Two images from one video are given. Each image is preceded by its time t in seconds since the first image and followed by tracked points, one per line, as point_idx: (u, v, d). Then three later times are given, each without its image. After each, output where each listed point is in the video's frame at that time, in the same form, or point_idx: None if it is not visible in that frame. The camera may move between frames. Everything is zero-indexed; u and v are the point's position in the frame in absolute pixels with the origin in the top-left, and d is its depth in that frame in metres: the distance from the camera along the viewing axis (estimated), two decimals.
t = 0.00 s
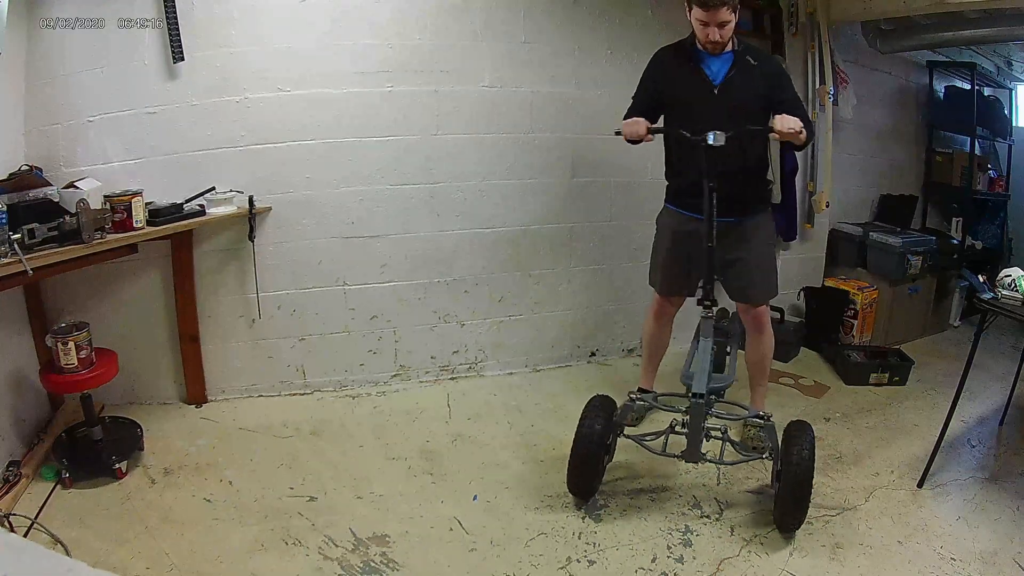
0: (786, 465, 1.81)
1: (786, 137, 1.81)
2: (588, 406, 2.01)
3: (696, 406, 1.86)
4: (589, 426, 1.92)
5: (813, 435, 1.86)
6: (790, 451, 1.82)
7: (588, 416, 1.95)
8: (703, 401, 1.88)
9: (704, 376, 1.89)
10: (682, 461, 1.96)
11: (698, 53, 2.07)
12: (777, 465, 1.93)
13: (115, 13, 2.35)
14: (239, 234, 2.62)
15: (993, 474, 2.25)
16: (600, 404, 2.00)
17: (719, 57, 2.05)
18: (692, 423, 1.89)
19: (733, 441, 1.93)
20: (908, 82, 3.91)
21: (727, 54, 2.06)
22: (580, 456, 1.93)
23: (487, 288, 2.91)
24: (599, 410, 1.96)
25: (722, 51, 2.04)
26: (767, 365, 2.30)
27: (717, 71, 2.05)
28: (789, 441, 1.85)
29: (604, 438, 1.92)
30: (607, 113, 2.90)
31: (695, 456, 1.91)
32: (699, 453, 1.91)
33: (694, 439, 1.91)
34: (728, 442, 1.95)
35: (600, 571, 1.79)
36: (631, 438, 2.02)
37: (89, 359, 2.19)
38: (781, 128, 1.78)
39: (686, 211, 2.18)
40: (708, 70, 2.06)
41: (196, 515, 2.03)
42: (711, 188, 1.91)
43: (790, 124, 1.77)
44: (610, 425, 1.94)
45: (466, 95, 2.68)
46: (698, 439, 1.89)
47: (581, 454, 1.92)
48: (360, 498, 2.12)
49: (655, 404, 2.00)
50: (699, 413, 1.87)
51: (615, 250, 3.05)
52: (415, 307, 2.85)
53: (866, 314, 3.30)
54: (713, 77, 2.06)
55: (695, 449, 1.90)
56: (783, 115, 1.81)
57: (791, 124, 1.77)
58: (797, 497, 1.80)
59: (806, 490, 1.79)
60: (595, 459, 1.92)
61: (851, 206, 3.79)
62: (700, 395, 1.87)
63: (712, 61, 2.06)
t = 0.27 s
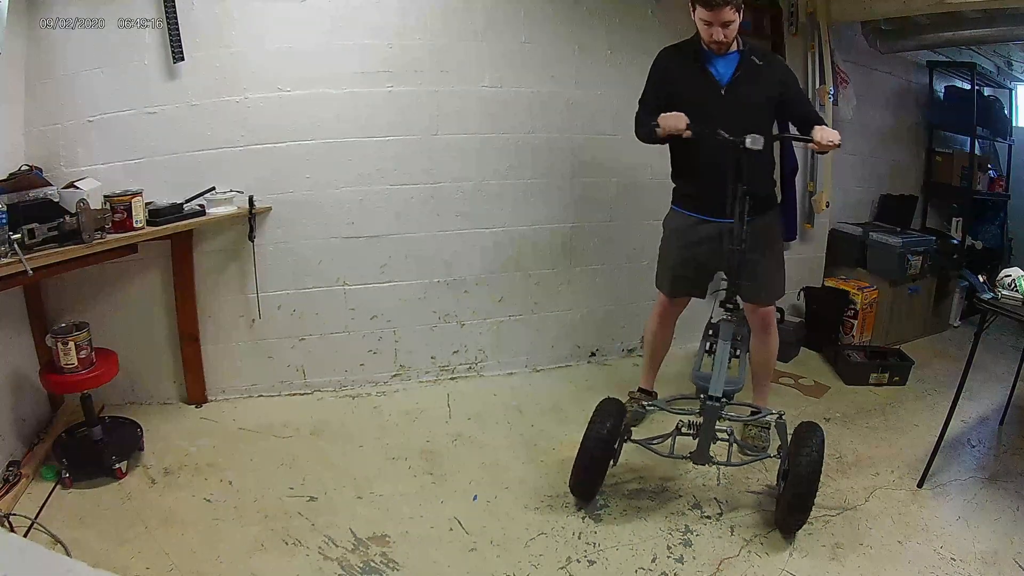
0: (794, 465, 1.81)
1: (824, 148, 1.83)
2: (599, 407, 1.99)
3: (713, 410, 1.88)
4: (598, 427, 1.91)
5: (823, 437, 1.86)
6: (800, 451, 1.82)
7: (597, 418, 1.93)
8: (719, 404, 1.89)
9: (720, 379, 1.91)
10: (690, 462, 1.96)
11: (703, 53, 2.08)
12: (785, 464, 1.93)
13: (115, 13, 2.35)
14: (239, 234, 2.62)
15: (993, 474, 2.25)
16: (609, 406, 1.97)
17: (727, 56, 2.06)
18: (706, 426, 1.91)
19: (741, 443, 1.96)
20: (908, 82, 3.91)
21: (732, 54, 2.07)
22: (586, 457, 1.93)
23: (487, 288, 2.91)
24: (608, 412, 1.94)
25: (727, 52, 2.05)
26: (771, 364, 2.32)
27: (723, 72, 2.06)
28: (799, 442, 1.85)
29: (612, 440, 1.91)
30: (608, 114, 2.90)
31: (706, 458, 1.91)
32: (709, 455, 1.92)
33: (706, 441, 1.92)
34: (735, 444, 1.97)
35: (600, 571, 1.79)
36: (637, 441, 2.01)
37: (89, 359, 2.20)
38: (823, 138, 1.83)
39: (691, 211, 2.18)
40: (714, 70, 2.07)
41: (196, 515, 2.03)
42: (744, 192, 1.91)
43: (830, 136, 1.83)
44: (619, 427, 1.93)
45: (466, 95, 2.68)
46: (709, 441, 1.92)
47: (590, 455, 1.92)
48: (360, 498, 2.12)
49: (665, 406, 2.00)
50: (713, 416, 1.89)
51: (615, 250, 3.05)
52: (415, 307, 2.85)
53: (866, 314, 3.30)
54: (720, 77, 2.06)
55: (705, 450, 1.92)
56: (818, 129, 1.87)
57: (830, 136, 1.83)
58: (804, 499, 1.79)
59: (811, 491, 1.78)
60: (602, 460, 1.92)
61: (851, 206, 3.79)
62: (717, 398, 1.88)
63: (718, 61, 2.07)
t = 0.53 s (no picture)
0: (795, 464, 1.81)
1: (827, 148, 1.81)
2: (598, 407, 1.98)
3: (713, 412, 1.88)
4: (600, 429, 1.90)
5: (824, 436, 1.86)
6: (802, 449, 1.82)
7: (599, 418, 1.92)
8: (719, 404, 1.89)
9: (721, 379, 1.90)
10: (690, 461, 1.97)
11: (704, 53, 2.08)
12: (786, 464, 1.93)
13: (115, 13, 2.35)
14: (238, 234, 2.62)
15: (993, 474, 2.25)
16: (609, 407, 1.96)
17: (727, 57, 2.06)
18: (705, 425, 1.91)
19: (741, 443, 1.96)
20: (908, 83, 3.91)
21: (733, 54, 2.06)
22: (586, 457, 1.92)
23: (487, 288, 2.91)
24: (607, 413, 1.93)
25: (728, 52, 2.05)
26: (773, 364, 2.31)
27: (723, 72, 2.06)
28: (800, 441, 1.85)
29: (612, 441, 1.90)
30: (607, 114, 2.90)
31: (706, 458, 1.93)
32: (709, 454, 1.93)
33: (706, 441, 1.93)
34: (736, 444, 1.97)
35: (600, 571, 1.79)
36: (637, 441, 2.00)
37: (89, 359, 2.20)
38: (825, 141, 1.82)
39: (693, 212, 2.18)
40: (714, 70, 2.07)
41: (196, 515, 2.03)
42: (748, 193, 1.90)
43: (833, 137, 1.81)
44: (619, 428, 1.92)
45: (466, 94, 2.68)
46: (709, 442, 1.92)
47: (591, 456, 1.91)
48: (360, 498, 2.12)
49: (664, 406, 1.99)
50: (713, 415, 1.89)
51: (615, 250, 3.05)
52: (415, 307, 2.85)
53: (867, 314, 3.29)
54: (720, 77, 2.06)
55: (705, 450, 1.92)
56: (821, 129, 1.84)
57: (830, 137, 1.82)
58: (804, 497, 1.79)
59: (813, 490, 1.79)
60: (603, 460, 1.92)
61: (851, 206, 3.79)
62: (718, 398, 1.88)
63: (719, 61, 2.07)
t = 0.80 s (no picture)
0: (791, 463, 1.81)
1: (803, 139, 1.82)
2: (591, 407, 2.00)
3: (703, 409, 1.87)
4: (594, 427, 1.91)
5: (818, 435, 1.86)
6: (798, 448, 1.82)
7: (592, 418, 1.94)
8: (709, 403, 1.88)
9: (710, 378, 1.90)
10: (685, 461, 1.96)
11: (702, 53, 2.08)
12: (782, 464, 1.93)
13: (115, 13, 2.35)
14: (238, 234, 2.62)
15: (993, 474, 2.25)
16: (603, 407, 1.98)
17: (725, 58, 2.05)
18: (697, 425, 1.89)
19: (737, 442, 1.94)
20: (908, 82, 3.91)
21: (731, 54, 2.06)
22: (582, 457, 1.92)
23: (487, 288, 2.91)
24: (600, 413, 1.95)
25: (727, 52, 2.04)
26: (771, 365, 2.31)
27: (721, 72, 2.06)
28: (795, 440, 1.86)
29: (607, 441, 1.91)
30: (607, 114, 2.90)
31: (701, 457, 1.91)
32: (704, 453, 1.91)
33: (700, 441, 1.91)
34: (733, 443, 1.96)
35: (600, 571, 1.79)
36: (634, 440, 2.01)
37: (89, 359, 2.20)
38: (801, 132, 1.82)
39: (692, 212, 2.18)
40: (712, 70, 2.07)
41: (196, 515, 2.03)
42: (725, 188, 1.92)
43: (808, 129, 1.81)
44: (614, 427, 1.94)
45: (465, 94, 2.68)
46: (703, 440, 1.90)
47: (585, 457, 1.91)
48: (360, 498, 2.12)
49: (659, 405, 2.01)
50: (705, 414, 1.88)
51: (615, 251, 3.05)
52: (415, 307, 2.85)
53: (866, 314, 3.30)
54: (718, 77, 2.06)
55: (700, 449, 1.91)
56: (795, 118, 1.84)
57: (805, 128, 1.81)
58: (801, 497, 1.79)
59: (811, 489, 1.78)
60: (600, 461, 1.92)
61: (851, 206, 3.79)
62: (707, 397, 1.88)
63: (717, 62, 2.06)
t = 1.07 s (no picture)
0: (780, 462, 1.81)
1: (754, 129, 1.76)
2: (581, 404, 2.02)
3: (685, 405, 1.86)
4: (585, 423, 1.92)
5: (804, 432, 1.86)
6: (785, 446, 1.82)
7: (582, 415, 1.95)
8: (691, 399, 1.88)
9: (691, 374, 1.90)
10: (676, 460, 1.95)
11: (696, 53, 2.08)
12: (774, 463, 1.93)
13: (115, 13, 2.35)
14: (239, 234, 2.62)
15: (993, 474, 2.25)
16: (594, 404, 1.99)
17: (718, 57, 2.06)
18: (682, 423, 1.88)
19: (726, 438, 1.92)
20: (908, 82, 3.91)
21: (724, 54, 2.06)
22: (576, 452, 1.93)
23: (487, 288, 2.91)
24: (590, 409, 1.97)
25: (720, 52, 2.04)
26: (768, 364, 2.30)
27: (715, 72, 2.06)
28: (782, 438, 1.85)
29: (599, 437, 1.92)
30: (607, 113, 2.89)
31: (690, 454, 1.90)
32: (693, 450, 1.90)
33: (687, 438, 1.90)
34: (723, 440, 1.94)
35: (599, 571, 1.79)
36: (626, 436, 2.03)
37: (89, 359, 2.20)
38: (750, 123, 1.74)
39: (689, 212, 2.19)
40: (705, 70, 2.07)
41: (196, 515, 2.03)
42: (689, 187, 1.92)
43: (760, 119, 1.73)
44: (605, 423, 1.95)
45: (466, 94, 2.68)
46: (690, 436, 1.89)
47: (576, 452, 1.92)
48: (360, 498, 2.12)
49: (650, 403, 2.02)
50: (688, 411, 1.87)
51: (615, 250, 3.05)
52: (415, 307, 2.85)
53: (866, 314, 3.30)
54: (710, 77, 2.06)
55: (688, 447, 1.89)
56: (752, 109, 1.78)
57: (758, 117, 1.73)
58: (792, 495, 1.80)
59: (802, 487, 1.78)
60: (591, 458, 1.92)
61: (851, 206, 3.79)
62: (689, 393, 1.87)
63: (711, 61, 2.07)
